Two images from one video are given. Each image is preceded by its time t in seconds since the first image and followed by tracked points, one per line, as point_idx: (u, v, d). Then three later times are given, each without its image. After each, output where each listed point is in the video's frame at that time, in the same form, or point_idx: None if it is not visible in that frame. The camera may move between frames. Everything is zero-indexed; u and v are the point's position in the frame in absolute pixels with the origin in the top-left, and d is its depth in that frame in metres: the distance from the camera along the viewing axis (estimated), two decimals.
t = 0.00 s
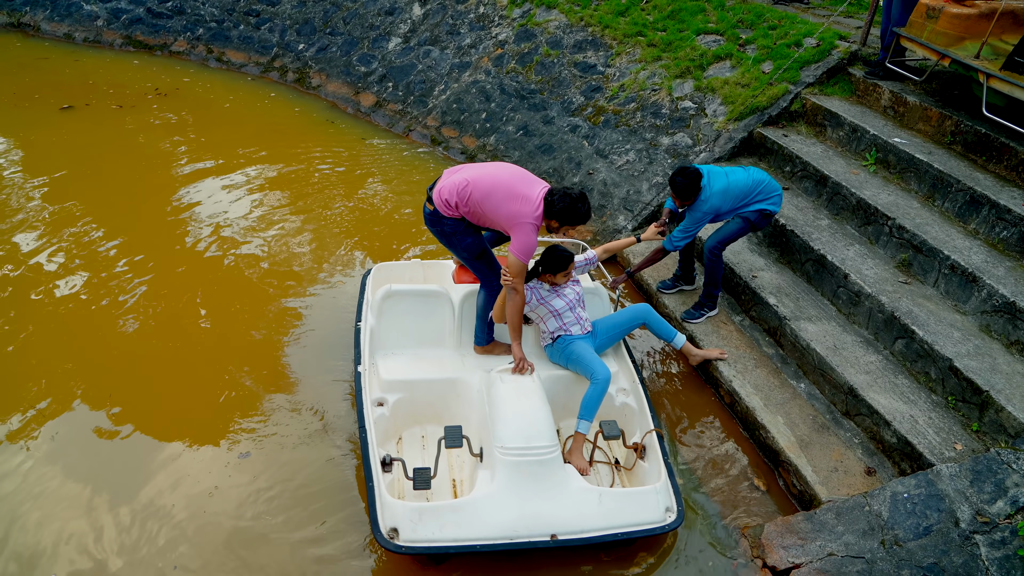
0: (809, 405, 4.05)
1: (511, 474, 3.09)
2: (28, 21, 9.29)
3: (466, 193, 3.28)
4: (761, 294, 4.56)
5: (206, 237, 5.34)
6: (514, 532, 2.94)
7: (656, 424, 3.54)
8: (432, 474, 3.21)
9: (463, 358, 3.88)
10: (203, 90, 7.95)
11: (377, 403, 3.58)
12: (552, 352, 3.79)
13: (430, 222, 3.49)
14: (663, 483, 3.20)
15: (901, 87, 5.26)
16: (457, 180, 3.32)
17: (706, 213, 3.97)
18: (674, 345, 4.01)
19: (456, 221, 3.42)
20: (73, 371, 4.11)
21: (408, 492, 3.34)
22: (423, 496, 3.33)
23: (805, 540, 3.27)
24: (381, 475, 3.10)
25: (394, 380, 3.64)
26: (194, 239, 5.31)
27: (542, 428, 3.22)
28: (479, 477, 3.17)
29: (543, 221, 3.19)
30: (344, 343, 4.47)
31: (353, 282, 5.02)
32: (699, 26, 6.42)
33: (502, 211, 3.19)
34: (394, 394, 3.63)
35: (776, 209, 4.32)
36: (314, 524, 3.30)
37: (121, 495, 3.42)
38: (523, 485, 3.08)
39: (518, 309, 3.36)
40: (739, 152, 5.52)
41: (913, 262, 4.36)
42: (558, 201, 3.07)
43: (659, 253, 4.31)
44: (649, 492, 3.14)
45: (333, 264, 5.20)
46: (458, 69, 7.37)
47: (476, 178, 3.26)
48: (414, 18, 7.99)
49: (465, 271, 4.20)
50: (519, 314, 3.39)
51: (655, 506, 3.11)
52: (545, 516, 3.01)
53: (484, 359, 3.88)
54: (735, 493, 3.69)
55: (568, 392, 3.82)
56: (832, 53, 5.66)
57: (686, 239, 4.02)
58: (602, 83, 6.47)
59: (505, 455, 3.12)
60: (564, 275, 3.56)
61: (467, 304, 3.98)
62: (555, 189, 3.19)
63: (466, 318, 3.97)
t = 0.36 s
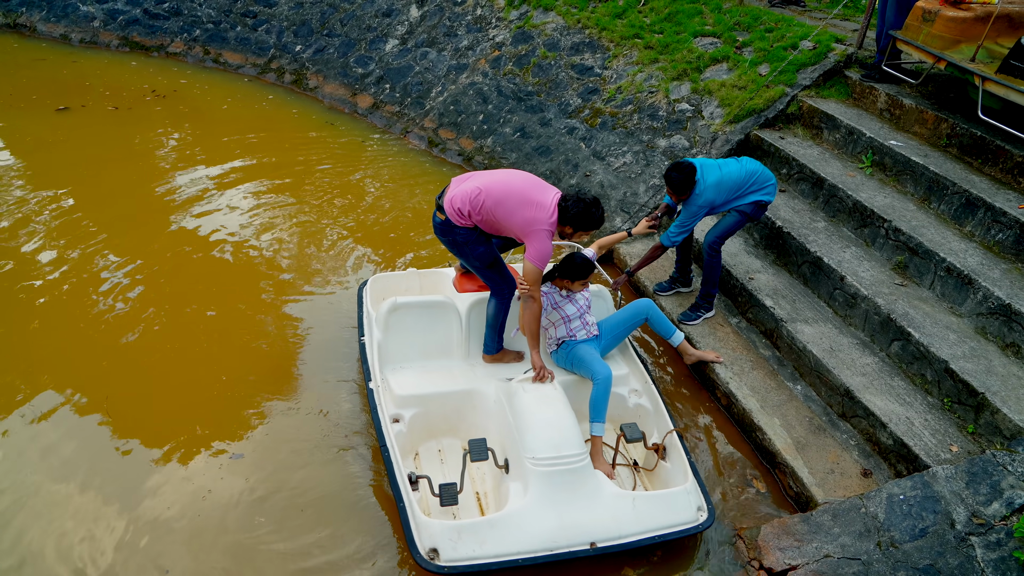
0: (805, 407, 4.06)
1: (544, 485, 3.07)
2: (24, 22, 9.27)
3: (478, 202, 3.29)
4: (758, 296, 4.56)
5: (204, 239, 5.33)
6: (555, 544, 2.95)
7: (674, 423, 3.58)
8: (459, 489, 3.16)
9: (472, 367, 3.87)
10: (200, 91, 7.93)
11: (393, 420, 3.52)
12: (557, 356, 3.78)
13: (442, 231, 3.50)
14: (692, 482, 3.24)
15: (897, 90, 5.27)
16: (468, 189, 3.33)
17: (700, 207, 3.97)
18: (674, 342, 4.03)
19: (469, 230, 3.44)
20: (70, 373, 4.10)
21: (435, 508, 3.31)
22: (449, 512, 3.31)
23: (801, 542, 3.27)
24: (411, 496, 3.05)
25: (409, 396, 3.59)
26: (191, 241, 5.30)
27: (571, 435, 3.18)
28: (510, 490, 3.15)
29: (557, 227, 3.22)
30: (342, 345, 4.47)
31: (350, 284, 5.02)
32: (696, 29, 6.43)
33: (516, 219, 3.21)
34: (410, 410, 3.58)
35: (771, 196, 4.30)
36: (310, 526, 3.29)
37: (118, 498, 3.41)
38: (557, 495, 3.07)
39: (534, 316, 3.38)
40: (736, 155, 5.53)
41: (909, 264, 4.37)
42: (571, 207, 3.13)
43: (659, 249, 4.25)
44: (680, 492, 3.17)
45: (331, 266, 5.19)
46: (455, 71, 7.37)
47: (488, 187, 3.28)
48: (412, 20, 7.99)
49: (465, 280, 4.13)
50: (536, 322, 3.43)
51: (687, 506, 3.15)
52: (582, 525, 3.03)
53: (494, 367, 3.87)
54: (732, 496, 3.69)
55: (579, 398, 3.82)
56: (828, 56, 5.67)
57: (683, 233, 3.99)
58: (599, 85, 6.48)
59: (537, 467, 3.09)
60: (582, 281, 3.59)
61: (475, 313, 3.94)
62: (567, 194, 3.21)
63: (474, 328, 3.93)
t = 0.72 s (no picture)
0: (793, 406, 4.08)
1: (559, 494, 3.06)
2: (7, 22, 9.18)
3: (483, 208, 3.30)
4: (746, 296, 4.59)
5: (191, 243, 5.29)
6: (575, 552, 2.94)
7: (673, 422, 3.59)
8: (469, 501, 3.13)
9: (468, 377, 3.85)
10: (186, 92, 7.88)
11: (394, 435, 3.49)
12: (555, 360, 3.79)
13: (445, 239, 3.50)
14: (700, 480, 3.26)
15: (883, 91, 5.32)
16: (472, 195, 3.33)
17: (690, 209, 3.99)
18: (665, 341, 4.04)
19: (473, 238, 3.43)
20: (55, 378, 4.06)
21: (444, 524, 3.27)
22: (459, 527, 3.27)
23: (790, 540, 3.28)
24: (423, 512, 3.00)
25: (408, 409, 3.56)
26: (178, 244, 5.26)
27: (580, 441, 3.19)
28: (523, 501, 3.14)
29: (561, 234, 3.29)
30: (330, 348, 4.45)
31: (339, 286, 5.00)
32: (684, 30, 6.46)
33: (520, 225, 3.22)
34: (409, 424, 3.55)
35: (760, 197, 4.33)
36: (299, 530, 3.27)
37: (104, 504, 3.38)
38: (572, 503, 3.06)
39: (535, 324, 3.35)
40: (724, 155, 5.56)
41: (895, 264, 4.41)
42: (575, 214, 3.24)
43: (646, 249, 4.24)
44: (691, 490, 3.19)
45: (320, 268, 5.16)
46: (444, 72, 7.36)
47: (492, 194, 3.29)
48: (400, 21, 7.98)
49: (454, 287, 4.14)
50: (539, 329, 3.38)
51: (698, 504, 3.17)
52: (599, 530, 3.03)
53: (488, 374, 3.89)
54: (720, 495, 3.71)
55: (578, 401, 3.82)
56: (815, 57, 5.71)
57: (671, 236, 4.01)
58: (588, 86, 6.49)
59: (550, 475, 3.08)
60: (582, 285, 3.53)
61: (467, 320, 3.91)
62: (571, 203, 3.29)
63: (467, 335, 3.92)
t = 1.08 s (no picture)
0: (777, 399, 4.11)
1: (548, 493, 3.06)
2: None
3: (466, 213, 3.28)
4: (728, 291, 4.62)
5: (170, 247, 5.22)
6: (564, 550, 2.95)
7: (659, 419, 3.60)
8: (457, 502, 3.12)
9: (453, 377, 3.85)
10: (163, 95, 7.80)
11: (379, 437, 3.47)
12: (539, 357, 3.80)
13: (429, 243, 3.50)
14: (686, 476, 3.29)
15: (860, 86, 5.37)
16: (455, 199, 3.31)
17: (673, 208, 4.01)
18: (649, 339, 4.06)
19: (457, 242, 3.43)
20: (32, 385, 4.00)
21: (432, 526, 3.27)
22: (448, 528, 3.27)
23: (775, 532, 3.31)
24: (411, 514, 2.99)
25: (393, 411, 3.54)
26: (157, 248, 5.20)
27: (568, 440, 3.18)
28: (511, 500, 3.14)
29: (546, 236, 3.27)
30: (313, 350, 4.41)
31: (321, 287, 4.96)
32: (663, 28, 6.48)
33: (505, 228, 3.21)
34: (395, 425, 3.53)
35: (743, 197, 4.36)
36: (283, 534, 3.25)
37: (84, 512, 3.34)
38: (561, 502, 3.06)
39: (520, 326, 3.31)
40: (704, 152, 5.59)
41: (874, 257, 4.46)
42: (563, 217, 3.22)
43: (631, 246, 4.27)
44: (679, 486, 3.20)
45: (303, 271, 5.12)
46: (424, 72, 7.34)
47: (474, 198, 3.27)
48: (379, 21, 7.94)
49: (438, 286, 4.11)
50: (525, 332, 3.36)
51: (685, 500, 3.19)
52: (588, 528, 3.03)
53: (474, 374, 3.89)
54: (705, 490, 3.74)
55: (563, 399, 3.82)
56: (792, 54, 5.76)
57: (655, 234, 4.07)
58: (568, 85, 6.50)
59: (538, 474, 3.08)
60: (575, 289, 3.53)
61: (450, 320, 3.90)
62: (557, 205, 3.27)
63: (451, 335, 3.92)
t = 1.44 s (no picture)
0: (765, 390, 4.14)
1: (529, 488, 3.07)
2: None
3: (452, 212, 3.29)
4: (716, 283, 4.63)
5: (157, 249, 5.19)
6: (544, 545, 2.96)
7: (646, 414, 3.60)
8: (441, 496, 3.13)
9: (442, 372, 3.84)
10: (145, 95, 7.73)
11: (366, 431, 3.47)
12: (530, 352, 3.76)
13: (419, 241, 3.52)
14: (670, 471, 3.28)
15: (843, 78, 5.40)
16: (443, 198, 3.32)
17: (663, 200, 4.02)
18: (637, 333, 4.06)
19: (446, 241, 3.44)
20: (18, 391, 3.98)
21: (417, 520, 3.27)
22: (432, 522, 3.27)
23: (766, 522, 3.34)
24: (394, 507, 3.00)
25: (380, 405, 3.54)
26: (142, 250, 5.17)
27: (551, 435, 3.19)
28: (495, 495, 3.14)
29: (535, 235, 3.19)
30: (302, 349, 4.40)
31: (309, 287, 4.94)
32: (647, 22, 6.49)
33: (491, 227, 3.21)
34: (382, 419, 3.53)
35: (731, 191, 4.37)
36: (275, 534, 3.24)
37: (74, 517, 3.32)
38: (543, 497, 3.07)
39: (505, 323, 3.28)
40: (689, 145, 5.60)
41: (860, 247, 4.49)
42: (552, 220, 3.07)
43: (621, 242, 4.26)
44: (661, 482, 3.21)
45: (290, 270, 5.10)
46: (408, 69, 7.32)
47: (461, 197, 3.29)
48: (362, 18, 7.91)
49: (428, 280, 4.08)
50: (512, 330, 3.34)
51: (668, 495, 3.20)
52: (569, 523, 3.04)
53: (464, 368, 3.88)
54: (696, 481, 3.76)
55: (550, 393, 3.83)
56: (775, 46, 5.79)
57: (644, 228, 4.08)
58: (553, 80, 6.49)
59: (520, 469, 3.08)
60: (572, 293, 3.49)
61: (439, 315, 3.91)
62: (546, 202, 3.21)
63: (440, 330, 3.91)
